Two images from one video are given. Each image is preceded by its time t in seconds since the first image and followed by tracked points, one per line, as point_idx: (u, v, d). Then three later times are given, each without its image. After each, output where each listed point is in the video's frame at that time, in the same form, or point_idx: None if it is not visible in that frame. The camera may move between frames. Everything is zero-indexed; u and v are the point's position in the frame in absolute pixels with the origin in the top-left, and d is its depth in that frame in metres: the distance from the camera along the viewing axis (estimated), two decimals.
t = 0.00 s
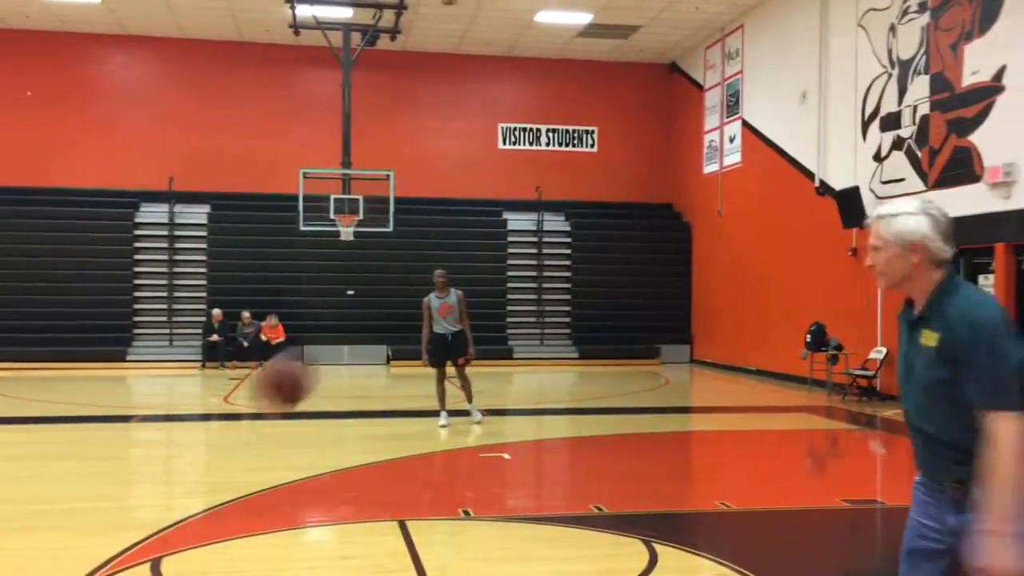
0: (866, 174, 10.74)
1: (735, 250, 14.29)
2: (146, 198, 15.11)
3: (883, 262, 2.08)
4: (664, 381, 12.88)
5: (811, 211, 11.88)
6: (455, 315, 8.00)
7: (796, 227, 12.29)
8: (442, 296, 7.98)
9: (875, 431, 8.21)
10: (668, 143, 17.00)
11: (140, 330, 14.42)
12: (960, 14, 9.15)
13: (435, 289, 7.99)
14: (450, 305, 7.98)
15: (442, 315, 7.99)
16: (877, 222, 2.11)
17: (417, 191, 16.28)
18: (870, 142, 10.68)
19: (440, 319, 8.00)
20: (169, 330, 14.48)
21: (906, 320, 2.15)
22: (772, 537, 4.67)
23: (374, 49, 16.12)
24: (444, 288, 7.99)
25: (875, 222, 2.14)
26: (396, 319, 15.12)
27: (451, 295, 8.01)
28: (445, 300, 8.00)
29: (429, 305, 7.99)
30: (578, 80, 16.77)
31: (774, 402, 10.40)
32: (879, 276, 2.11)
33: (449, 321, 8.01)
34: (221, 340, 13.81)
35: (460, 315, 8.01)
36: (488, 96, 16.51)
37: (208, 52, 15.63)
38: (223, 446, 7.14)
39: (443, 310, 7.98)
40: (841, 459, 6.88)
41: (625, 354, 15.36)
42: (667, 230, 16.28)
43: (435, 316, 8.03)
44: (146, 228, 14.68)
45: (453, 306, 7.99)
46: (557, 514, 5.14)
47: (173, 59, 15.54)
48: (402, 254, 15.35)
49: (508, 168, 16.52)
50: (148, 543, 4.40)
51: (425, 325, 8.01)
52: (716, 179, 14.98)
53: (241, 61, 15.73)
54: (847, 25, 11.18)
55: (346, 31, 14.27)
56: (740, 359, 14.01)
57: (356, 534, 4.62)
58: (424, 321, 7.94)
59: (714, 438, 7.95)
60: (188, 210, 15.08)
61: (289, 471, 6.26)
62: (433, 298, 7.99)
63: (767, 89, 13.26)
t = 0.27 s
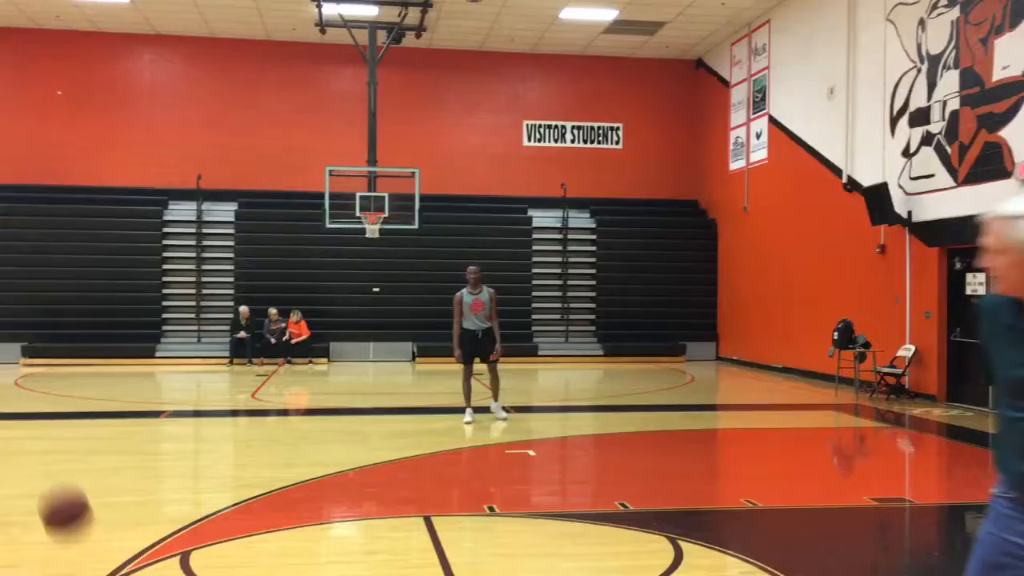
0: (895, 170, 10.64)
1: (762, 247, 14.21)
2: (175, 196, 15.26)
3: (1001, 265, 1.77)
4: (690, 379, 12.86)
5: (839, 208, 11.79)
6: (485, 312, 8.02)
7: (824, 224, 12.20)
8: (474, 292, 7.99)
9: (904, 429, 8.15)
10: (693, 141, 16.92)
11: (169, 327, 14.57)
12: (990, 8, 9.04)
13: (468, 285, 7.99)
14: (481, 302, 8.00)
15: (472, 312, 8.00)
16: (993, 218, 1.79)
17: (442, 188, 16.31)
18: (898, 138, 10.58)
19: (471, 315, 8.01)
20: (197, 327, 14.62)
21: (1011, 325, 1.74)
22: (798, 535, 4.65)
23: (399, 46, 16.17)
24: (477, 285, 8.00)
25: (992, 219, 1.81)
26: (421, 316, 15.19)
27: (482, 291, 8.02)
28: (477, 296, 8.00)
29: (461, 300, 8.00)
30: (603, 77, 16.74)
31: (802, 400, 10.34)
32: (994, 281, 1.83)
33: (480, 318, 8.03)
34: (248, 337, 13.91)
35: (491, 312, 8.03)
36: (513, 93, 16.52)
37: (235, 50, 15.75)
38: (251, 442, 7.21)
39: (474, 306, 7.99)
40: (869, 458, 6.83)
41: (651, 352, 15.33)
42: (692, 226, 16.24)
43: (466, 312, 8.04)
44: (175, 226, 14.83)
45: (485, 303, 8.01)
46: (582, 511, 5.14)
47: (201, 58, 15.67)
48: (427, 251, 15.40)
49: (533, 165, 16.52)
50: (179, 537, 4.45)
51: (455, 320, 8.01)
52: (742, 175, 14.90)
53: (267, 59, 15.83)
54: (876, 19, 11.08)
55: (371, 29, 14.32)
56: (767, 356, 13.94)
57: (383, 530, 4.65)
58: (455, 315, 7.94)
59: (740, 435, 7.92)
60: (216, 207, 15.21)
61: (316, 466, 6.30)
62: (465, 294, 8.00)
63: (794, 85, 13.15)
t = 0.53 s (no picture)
0: (911, 169, 10.58)
1: (777, 246, 14.15)
2: (191, 196, 15.34)
3: None
4: (705, 378, 12.83)
5: (856, 207, 11.73)
6: (512, 313, 8.05)
7: (840, 224, 12.13)
8: (501, 293, 8.03)
9: (921, 429, 8.10)
10: (708, 140, 16.87)
11: (185, 326, 14.64)
12: (1008, 6, 8.98)
13: (496, 285, 8.04)
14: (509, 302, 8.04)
15: (501, 311, 8.02)
16: None
17: (456, 188, 16.33)
18: (915, 136, 10.52)
19: (498, 314, 8.03)
20: (213, 326, 14.69)
21: None
22: (815, 535, 4.64)
23: (414, 46, 16.20)
24: (505, 285, 8.06)
25: None
26: (436, 315, 15.22)
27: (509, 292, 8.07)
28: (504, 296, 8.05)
29: (489, 299, 8.02)
30: (618, 77, 16.72)
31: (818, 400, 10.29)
32: None
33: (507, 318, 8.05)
34: (264, 336, 13.96)
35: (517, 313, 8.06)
36: (528, 93, 16.51)
37: (250, 51, 15.81)
38: (265, 441, 7.23)
39: (503, 306, 8.02)
40: (885, 458, 6.79)
41: (666, 351, 15.30)
42: (706, 226, 16.19)
43: (493, 312, 8.04)
44: (191, 225, 14.90)
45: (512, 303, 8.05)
46: (597, 510, 5.14)
47: (217, 59, 15.74)
48: (441, 250, 15.42)
49: (548, 165, 16.52)
50: (194, 536, 4.46)
51: (483, 319, 7.99)
52: (757, 174, 14.85)
53: (282, 60, 15.89)
54: (893, 17, 11.01)
55: (386, 29, 14.36)
56: (782, 356, 13.88)
57: (397, 529, 4.65)
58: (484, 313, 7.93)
59: (755, 435, 7.90)
60: (232, 207, 15.28)
61: (331, 466, 6.31)
62: (494, 294, 8.03)
63: (810, 83, 13.09)
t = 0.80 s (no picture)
0: (915, 171, 10.57)
1: (781, 248, 14.14)
2: (194, 196, 15.34)
3: None
4: (708, 380, 12.83)
5: (859, 209, 11.71)
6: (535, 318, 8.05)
7: (844, 226, 12.11)
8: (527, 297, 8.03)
9: (924, 432, 8.09)
10: (712, 141, 16.87)
11: (188, 326, 14.66)
12: (1013, 8, 8.96)
13: (521, 290, 8.04)
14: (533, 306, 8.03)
15: (526, 315, 8.01)
16: None
17: (459, 189, 16.33)
18: (919, 139, 10.50)
19: (522, 319, 8.01)
20: (217, 327, 14.69)
21: None
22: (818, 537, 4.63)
23: (417, 47, 16.20)
24: (531, 289, 8.04)
25: None
26: (439, 316, 15.22)
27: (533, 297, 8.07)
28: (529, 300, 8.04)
29: (516, 302, 7.99)
30: (621, 78, 16.71)
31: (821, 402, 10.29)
32: None
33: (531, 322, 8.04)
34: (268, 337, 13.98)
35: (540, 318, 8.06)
36: (531, 94, 16.51)
37: (255, 52, 15.83)
38: (269, 441, 7.23)
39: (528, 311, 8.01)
40: (888, 460, 6.78)
41: (669, 353, 15.30)
42: (710, 227, 16.19)
43: (519, 316, 8.02)
44: (194, 226, 14.93)
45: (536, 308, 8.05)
46: (600, 512, 5.14)
47: (221, 59, 15.76)
48: (444, 252, 15.43)
49: (551, 166, 16.53)
50: (197, 536, 4.46)
51: (508, 322, 7.95)
52: (761, 176, 14.84)
53: (286, 61, 15.90)
54: (897, 19, 11.00)
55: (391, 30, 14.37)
56: (785, 358, 13.87)
57: (401, 530, 4.65)
58: (511, 316, 7.90)
59: (758, 437, 7.90)
60: (236, 208, 15.30)
61: (335, 466, 6.31)
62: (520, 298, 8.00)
63: (814, 85, 13.08)
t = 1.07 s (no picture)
0: (907, 174, 10.60)
1: (773, 250, 14.17)
2: (187, 196, 15.30)
3: None
4: (701, 381, 12.85)
5: (852, 211, 11.74)
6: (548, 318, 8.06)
7: (837, 228, 12.14)
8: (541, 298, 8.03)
9: (915, 434, 8.12)
10: (705, 143, 16.90)
11: (180, 326, 14.62)
12: (1005, 12, 9.00)
13: (539, 290, 8.04)
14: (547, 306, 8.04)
15: (542, 316, 8.04)
16: None
17: (452, 190, 16.32)
18: (911, 141, 10.54)
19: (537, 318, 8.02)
20: (209, 326, 14.66)
21: None
22: (809, 539, 4.65)
23: (411, 47, 16.18)
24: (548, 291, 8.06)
25: None
26: (432, 317, 15.21)
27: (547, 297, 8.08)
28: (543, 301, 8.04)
29: (534, 303, 7.99)
30: (615, 79, 16.72)
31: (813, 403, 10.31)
32: None
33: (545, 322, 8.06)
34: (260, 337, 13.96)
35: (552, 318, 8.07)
36: (525, 95, 16.51)
37: (249, 51, 15.81)
38: (261, 442, 7.21)
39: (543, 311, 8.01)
40: (880, 462, 6.80)
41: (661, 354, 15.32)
42: (702, 229, 16.22)
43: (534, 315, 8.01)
44: (186, 226, 14.88)
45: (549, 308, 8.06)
46: (592, 513, 5.14)
47: (214, 59, 15.73)
48: (437, 252, 15.42)
49: (545, 167, 16.53)
50: (190, 536, 4.46)
51: (524, 321, 7.97)
52: (754, 178, 14.87)
53: (281, 60, 15.88)
54: (890, 22, 11.04)
55: (384, 30, 14.35)
56: (777, 360, 13.90)
57: (392, 530, 4.65)
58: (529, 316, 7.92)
59: (750, 439, 7.91)
60: (228, 207, 15.26)
61: (327, 467, 6.30)
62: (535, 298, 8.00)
63: (807, 88, 13.11)
